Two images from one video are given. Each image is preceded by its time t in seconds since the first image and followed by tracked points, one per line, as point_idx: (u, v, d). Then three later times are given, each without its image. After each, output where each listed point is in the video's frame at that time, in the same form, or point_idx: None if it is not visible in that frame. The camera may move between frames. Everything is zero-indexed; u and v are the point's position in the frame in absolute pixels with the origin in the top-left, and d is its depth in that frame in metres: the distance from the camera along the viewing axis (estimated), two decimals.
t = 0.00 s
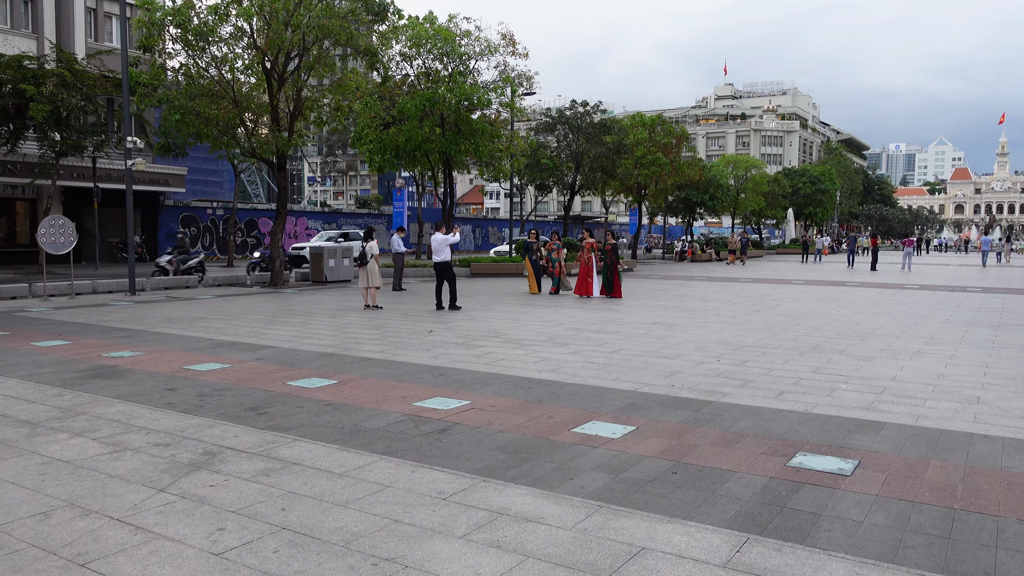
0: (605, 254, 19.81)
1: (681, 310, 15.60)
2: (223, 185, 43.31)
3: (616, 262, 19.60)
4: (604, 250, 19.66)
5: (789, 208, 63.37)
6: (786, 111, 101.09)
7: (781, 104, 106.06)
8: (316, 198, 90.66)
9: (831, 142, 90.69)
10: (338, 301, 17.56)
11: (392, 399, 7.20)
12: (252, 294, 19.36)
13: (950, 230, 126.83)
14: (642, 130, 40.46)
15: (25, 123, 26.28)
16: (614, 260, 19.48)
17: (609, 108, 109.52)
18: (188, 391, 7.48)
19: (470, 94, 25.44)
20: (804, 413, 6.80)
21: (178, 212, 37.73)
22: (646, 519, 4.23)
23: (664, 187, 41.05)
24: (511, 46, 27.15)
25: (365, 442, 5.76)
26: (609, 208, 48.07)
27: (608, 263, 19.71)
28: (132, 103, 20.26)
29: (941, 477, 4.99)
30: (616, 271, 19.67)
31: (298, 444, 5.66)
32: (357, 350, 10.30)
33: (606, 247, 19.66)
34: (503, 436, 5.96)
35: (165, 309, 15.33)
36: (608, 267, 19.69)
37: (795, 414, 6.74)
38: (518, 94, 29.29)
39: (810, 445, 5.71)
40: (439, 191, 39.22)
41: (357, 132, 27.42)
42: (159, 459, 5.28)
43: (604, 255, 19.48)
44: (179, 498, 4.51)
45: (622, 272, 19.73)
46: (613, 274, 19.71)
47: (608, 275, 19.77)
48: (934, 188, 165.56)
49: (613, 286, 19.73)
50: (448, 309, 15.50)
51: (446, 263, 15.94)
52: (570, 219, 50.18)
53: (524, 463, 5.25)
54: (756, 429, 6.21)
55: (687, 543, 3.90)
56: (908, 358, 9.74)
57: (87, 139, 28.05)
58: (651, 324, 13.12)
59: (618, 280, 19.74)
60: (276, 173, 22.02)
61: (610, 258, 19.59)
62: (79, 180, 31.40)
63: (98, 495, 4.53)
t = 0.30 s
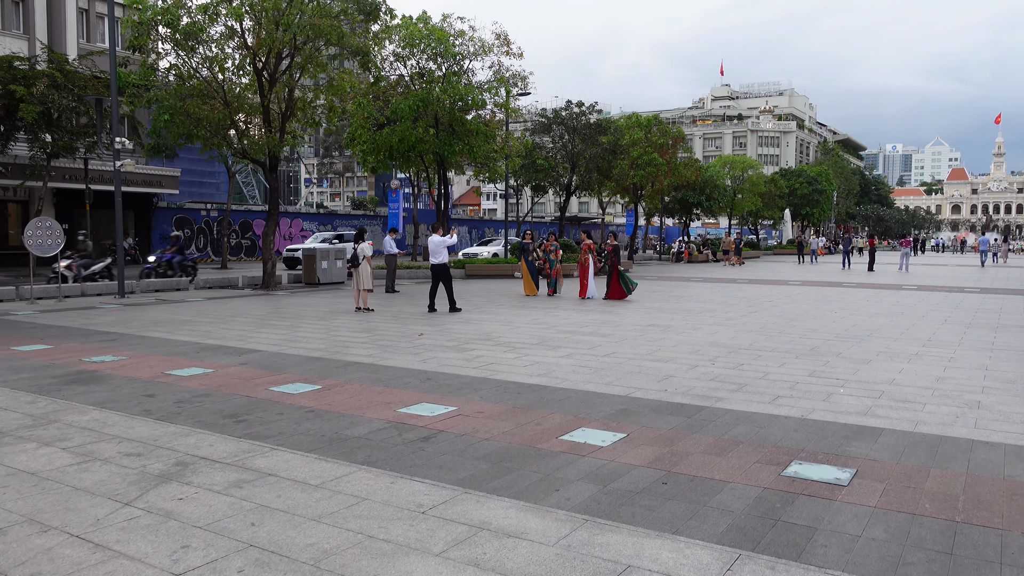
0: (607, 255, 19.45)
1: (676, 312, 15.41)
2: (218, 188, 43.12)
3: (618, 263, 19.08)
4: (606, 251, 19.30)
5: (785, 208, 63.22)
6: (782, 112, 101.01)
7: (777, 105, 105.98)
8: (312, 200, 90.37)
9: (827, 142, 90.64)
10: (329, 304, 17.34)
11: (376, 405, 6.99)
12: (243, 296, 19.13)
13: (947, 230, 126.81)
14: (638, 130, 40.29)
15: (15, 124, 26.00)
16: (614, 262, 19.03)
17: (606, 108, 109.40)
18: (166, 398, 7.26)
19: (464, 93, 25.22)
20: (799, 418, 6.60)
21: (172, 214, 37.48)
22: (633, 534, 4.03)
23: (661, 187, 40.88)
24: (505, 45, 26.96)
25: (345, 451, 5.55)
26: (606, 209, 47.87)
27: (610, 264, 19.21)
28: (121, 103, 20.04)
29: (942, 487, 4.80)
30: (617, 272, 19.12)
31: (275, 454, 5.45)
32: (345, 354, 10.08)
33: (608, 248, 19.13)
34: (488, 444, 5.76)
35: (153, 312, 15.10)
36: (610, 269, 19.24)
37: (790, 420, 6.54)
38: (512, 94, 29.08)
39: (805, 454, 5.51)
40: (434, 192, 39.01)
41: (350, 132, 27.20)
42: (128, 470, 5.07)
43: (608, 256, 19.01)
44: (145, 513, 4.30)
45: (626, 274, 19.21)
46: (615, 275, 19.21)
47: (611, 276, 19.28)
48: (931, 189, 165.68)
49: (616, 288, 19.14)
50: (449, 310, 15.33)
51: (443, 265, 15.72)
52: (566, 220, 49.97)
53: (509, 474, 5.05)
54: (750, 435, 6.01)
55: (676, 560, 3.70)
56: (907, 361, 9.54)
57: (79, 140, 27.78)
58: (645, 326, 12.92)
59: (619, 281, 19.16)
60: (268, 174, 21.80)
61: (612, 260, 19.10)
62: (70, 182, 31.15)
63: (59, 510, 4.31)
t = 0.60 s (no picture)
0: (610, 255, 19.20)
1: (673, 313, 15.24)
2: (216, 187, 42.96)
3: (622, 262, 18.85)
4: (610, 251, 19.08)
5: (785, 208, 63.04)
6: (782, 112, 100.84)
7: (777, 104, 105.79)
8: (310, 199, 90.08)
9: (827, 142, 90.52)
10: (323, 304, 17.16)
11: (362, 410, 6.80)
12: (236, 296, 18.94)
13: (946, 230, 126.69)
14: (637, 129, 40.11)
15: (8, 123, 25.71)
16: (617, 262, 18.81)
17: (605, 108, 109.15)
18: (147, 401, 7.05)
19: (460, 92, 25.01)
20: (797, 424, 6.41)
21: (168, 213, 37.23)
22: (623, 549, 3.84)
23: (659, 186, 40.69)
24: (502, 44, 26.76)
25: (327, 459, 5.36)
26: (604, 208, 47.69)
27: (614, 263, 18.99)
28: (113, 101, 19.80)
29: (945, 498, 4.61)
30: (620, 272, 18.92)
31: (254, 461, 5.25)
32: (335, 356, 9.89)
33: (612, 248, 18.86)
34: (475, 451, 5.57)
35: (143, 312, 14.88)
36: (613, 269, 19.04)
37: (788, 426, 6.35)
38: (509, 92, 28.88)
39: (804, 462, 5.32)
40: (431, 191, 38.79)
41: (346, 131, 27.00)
42: (100, 479, 4.87)
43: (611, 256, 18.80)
44: (112, 526, 4.11)
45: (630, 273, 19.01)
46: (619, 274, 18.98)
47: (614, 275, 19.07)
48: (930, 189, 165.53)
49: (619, 287, 18.95)
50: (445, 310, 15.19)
51: (445, 266, 15.49)
52: (565, 219, 49.78)
53: (496, 484, 4.85)
54: (747, 442, 5.82)
55: None
56: (907, 363, 9.35)
57: (73, 139, 27.48)
58: (642, 327, 12.74)
59: (621, 280, 18.97)
60: (262, 173, 21.58)
61: (616, 259, 18.86)
62: (64, 180, 30.91)
63: (22, 524, 4.11)
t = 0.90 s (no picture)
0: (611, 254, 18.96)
1: (671, 313, 15.05)
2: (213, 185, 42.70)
3: (623, 262, 18.62)
4: (610, 250, 18.83)
5: (783, 207, 62.90)
6: (780, 111, 100.71)
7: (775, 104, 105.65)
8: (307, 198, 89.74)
9: (825, 142, 90.45)
10: (316, 303, 16.92)
11: (349, 413, 6.57)
12: (228, 296, 18.69)
13: (943, 230, 126.65)
14: (635, 127, 39.90)
15: None
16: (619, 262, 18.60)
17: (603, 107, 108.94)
18: (127, 405, 6.81)
19: (457, 89, 24.77)
20: (799, 428, 6.20)
21: (163, 211, 36.94)
22: (618, 564, 3.62)
23: (657, 185, 40.48)
24: (499, 41, 26.52)
25: (310, 466, 5.13)
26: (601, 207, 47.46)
27: (614, 264, 18.79)
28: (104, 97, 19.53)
29: (956, 509, 4.38)
30: (622, 272, 18.73)
31: (233, 469, 5.02)
32: (325, 357, 9.66)
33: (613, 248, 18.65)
34: (465, 458, 5.34)
35: (132, 312, 14.63)
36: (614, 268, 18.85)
37: (790, 431, 6.13)
38: (506, 90, 28.63)
39: (807, 469, 5.10)
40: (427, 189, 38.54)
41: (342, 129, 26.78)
42: (69, 487, 4.64)
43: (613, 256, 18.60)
44: (77, 539, 3.88)
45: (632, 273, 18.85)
46: (619, 274, 18.77)
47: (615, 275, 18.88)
48: (928, 189, 165.53)
49: (619, 287, 18.78)
50: (441, 310, 14.98)
51: (444, 265, 15.19)
52: (562, 218, 49.54)
53: (485, 493, 4.63)
54: (748, 449, 5.60)
55: None
56: (910, 365, 9.14)
57: (66, 136, 27.16)
58: (639, 327, 12.53)
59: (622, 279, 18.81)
60: (256, 171, 21.32)
61: (618, 259, 18.65)
62: (58, 178, 30.65)
63: None
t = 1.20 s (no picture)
0: (610, 254, 18.78)
1: (666, 313, 14.83)
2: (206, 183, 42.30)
3: (622, 263, 18.45)
4: (609, 250, 18.65)
5: (778, 206, 62.77)
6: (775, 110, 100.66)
7: (770, 103, 105.59)
8: (302, 197, 89.39)
9: (820, 141, 90.41)
10: (306, 304, 16.65)
11: (334, 421, 6.32)
12: (218, 296, 18.40)
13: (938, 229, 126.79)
14: (629, 126, 39.70)
15: None
16: (619, 263, 18.41)
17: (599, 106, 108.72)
18: (103, 413, 6.55)
19: (451, 87, 24.50)
20: (800, 437, 5.97)
21: (154, 210, 36.57)
22: None
23: (653, 184, 40.27)
24: (493, 38, 26.25)
25: (288, 479, 4.89)
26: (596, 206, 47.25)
27: (613, 264, 18.60)
28: (91, 94, 19.22)
29: (967, 525, 4.17)
30: (620, 273, 18.54)
31: (206, 484, 4.77)
32: (312, 361, 9.40)
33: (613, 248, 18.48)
34: (452, 470, 5.10)
35: (118, 313, 14.34)
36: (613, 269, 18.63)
37: (791, 440, 5.91)
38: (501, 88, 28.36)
39: (810, 482, 4.87)
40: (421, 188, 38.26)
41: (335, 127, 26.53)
42: (33, 505, 4.39)
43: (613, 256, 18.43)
44: (34, 563, 3.63)
45: (631, 273, 18.69)
46: (617, 275, 18.58)
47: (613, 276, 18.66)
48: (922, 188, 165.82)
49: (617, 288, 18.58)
50: (433, 311, 14.74)
51: (437, 264, 14.86)
52: (557, 217, 49.31)
53: (471, 510, 4.39)
54: (748, 459, 5.37)
55: None
56: (912, 369, 8.92)
57: (55, 134, 26.78)
58: (634, 329, 12.30)
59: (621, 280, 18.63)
60: (246, 169, 21.02)
61: (617, 260, 18.48)
62: (47, 177, 30.28)
63: None
